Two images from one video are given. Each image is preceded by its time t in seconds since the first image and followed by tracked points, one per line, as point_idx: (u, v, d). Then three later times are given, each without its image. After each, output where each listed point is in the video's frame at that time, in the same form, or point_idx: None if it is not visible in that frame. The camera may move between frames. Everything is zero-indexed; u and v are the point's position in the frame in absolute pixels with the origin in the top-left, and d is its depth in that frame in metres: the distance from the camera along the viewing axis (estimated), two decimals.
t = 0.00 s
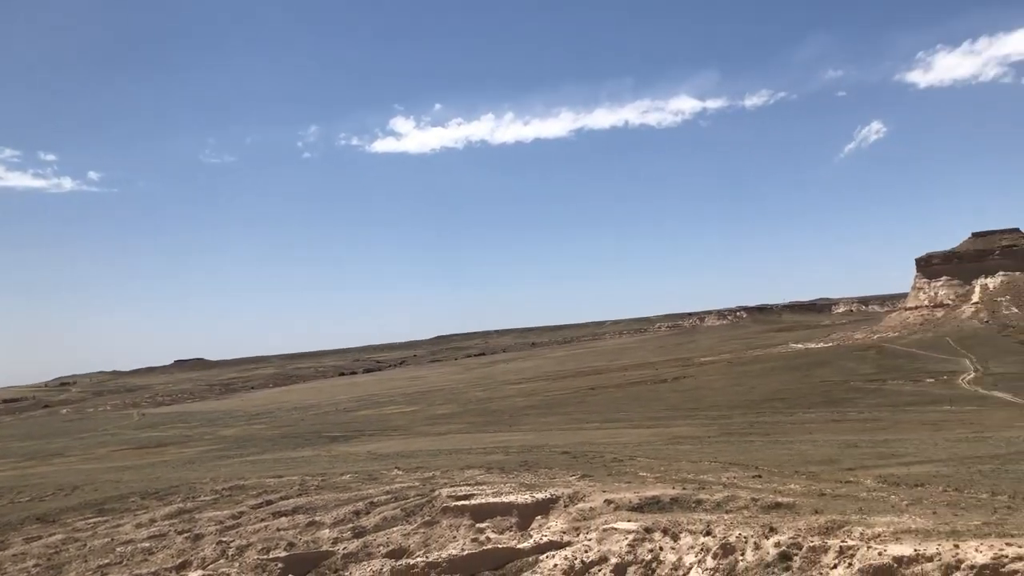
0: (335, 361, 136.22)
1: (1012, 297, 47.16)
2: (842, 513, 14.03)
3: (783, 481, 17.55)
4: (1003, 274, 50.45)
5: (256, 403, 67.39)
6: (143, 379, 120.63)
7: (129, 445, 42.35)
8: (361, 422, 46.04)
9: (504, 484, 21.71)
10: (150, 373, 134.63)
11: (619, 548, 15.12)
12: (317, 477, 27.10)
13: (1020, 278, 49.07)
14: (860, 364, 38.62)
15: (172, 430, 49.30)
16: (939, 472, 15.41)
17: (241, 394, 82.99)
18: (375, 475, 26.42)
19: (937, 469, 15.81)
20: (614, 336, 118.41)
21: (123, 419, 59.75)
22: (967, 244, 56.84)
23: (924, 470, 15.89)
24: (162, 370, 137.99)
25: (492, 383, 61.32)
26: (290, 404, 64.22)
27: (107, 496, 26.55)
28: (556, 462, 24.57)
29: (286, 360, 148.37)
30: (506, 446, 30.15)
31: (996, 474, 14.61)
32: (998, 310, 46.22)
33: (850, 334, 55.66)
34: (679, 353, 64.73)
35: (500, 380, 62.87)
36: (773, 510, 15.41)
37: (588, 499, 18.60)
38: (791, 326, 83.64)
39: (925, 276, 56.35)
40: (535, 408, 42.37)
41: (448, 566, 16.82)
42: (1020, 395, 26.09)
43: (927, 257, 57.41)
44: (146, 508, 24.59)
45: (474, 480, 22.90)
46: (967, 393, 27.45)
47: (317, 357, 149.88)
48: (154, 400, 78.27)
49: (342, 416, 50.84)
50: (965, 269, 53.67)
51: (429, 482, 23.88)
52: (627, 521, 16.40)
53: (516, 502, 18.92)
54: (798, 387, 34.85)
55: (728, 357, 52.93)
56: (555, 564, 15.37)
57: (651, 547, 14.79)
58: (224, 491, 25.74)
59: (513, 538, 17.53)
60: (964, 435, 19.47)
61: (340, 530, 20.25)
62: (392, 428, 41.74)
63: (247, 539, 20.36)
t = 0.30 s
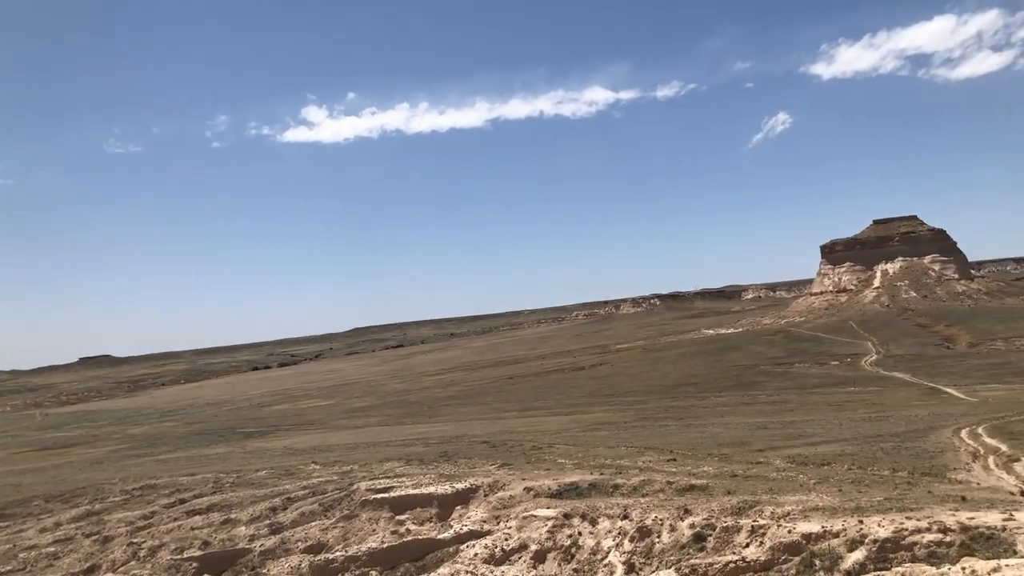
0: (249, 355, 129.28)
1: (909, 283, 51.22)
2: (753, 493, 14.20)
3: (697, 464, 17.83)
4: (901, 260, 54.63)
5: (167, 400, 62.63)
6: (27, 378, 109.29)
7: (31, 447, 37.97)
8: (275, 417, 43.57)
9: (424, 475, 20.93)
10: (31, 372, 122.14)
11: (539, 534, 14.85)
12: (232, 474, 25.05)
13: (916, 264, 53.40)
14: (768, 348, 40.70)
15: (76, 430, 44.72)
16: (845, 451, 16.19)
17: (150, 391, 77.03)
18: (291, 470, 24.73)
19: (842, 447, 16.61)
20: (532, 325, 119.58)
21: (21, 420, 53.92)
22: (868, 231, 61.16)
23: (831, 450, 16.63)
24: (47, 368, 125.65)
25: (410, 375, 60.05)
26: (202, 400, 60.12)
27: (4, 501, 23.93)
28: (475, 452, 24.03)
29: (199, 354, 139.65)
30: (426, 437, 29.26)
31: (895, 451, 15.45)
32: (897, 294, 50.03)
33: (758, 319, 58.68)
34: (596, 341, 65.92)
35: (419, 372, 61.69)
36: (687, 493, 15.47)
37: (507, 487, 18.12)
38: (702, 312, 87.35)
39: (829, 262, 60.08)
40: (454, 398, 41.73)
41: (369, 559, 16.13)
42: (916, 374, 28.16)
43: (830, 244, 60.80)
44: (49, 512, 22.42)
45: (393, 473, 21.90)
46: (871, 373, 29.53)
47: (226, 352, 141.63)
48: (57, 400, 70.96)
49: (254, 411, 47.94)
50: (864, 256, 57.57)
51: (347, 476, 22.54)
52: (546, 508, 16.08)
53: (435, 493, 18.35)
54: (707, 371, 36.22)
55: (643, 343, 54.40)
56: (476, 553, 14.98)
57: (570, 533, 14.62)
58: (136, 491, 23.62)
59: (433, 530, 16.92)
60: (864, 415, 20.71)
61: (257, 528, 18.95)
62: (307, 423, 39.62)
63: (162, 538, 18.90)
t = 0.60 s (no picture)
0: (192, 341, 124.54)
1: (850, 269, 53.29)
2: (697, 476, 14.39)
3: (644, 447, 18.02)
4: (843, 248, 56.83)
5: (108, 387, 59.78)
6: None
7: None
8: (220, 403, 42.00)
9: (371, 461, 20.44)
10: None
11: (487, 519, 14.69)
12: (177, 462, 24.01)
13: (858, 252, 55.40)
14: (713, 333, 41.86)
15: (11, 418, 42.20)
16: (786, 435, 16.63)
17: (88, 378, 73.32)
18: (237, 457, 23.81)
19: (784, 431, 17.07)
20: (484, 310, 119.43)
21: None
22: (813, 217, 63.38)
23: (774, 433, 17.06)
24: None
25: (359, 361, 58.99)
26: (145, 387, 57.60)
27: None
28: (424, 437, 23.68)
29: (140, 340, 133.83)
30: (374, 423, 28.67)
31: (834, 434, 15.95)
32: (838, 280, 52.07)
33: (704, 305, 60.20)
34: (546, 326, 66.30)
35: (368, 358, 60.69)
36: (633, 476, 15.56)
37: (456, 472, 17.81)
38: (649, 298, 89.05)
39: (772, 249, 62.63)
40: (403, 384, 41.22)
41: (316, 546, 15.59)
42: (855, 359, 29.31)
43: (774, 231, 63.22)
44: None
45: (341, 459, 21.28)
46: (812, 358, 30.71)
47: (167, 338, 136.01)
48: None
49: (198, 398, 46.13)
50: (806, 243, 60.11)
51: (294, 463, 21.78)
52: (494, 493, 15.91)
53: (384, 480, 17.88)
54: (653, 357, 36.93)
55: (590, 329, 55.03)
56: (424, 538, 14.63)
57: (518, 517, 14.52)
58: (77, 480, 22.78)
59: (381, 516, 16.46)
60: (804, 399, 21.42)
61: (201, 516, 18.28)
62: (253, 410, 38.30)
63: (104, 527, 18.38)
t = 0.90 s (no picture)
0: (149, 319, 120.72)
1: (810, 254, 54.60)
2: (658, 457, 14.57)
3: (606, 428, 18.15)
4: (804, 233, 58.17)
5: (61, 365, 57.55)
6: None
7: None
8: (180, 382, 40.80)
9: (334, 441, 20.10)
10: None
11: (450, 499, 14.60)
12: (136, 441, 23.28)
13: (820, 237, 56.75)
14: (676, 316, 42.53)
15: None
16: (746, 417, 16.97)
17: (38, 356, 70.41)
18: (198, 437, 23.18)
19: (745, 413, 17.42)
20: (449, 291, 118.85)
21: None
22: (776, 202, 64.64)
23: (735, 415, 17.39)
24: None
25: (322, 341, 58.10)
26: (102, 365, 55.63)
27: None
28: (388, 418, 23.45)
29: (94, 318, 129.09)
30: (337, 404, 28.27)
31: (793, 417, 16.34)
32: (799, 265, 53.32)
33: (668, 288, 61.01)
34: (513, 308, 66.32)
35: (331, 338, 59.82)
36: (596, 457, 15.64)
37: (419, 453, 17.64)
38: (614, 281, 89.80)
39: (736, 233, 63.82)
40: (368, 364, 40.74)
41: (278, 525, 15.20)
42: (815, 343, 30.09)
43: (737, 215, 64.35)
44: None
45: (303, 439, 20.90)
46: (773, 342, 31.44)
47: (122, 316, 131.54)
48: None
49: (158, 377, 44.74)
50: (769, 228, 61.41)
51: (256, 442, 21.25)
52: (457, 473, 15.82)
53: (347, 459, 17.62)
54: (618, 339, 37.29)
55: (555, 311, 55.22)
56: (386, 518, 14.41)
57: (480, 497, 14.48)
58: (30, 459, 21.91)
59: (343, 496, 16.23)
60: (765, 382, 21.90)
61: (161, 495, 17.77)
62: (214, 389, 37.31)
63: (60, 507, 17.73)
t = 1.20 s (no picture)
0: (112, 298, 117.37)
1: (780, 240, 55.54)
2: (627, 440, 14.69)
3: (575, 411, 18.23)
4: (774, 218, 59.11)
5: (20, 344, 55.64)
6: None
7: None
8: (147, 362, 39.79)
9: (303, 422, 19.80)
10: None
11: (419, 481, 14.51)
12: (102, 420, 22.66)
13: (790, 223, 57.70)
14: (648, 300, 42.96)
15: None
16: (715, 400, 17.23)
17: None
18: (166, 416, 22.64)
19: (712, 396, 17.68)
20: (421, 273, 117.98)
21: None
22: (747, 188, 65.49)
23: (702, 398, 17.64)
24: None
25: (292, 321, 57.20)
26: (64, 344, 53.97)
27: None
28: (358, 399, 23.22)
29: (54, 296, 124.99)
30: (307, 384, 27.88)
31: (760, 400, 16.63)
32: (769, 251, 54.22)
33: (639, 272, 61.58)
34: (485, 290, 66.21)
35: (300, 318, 58.94)
36: (565, 439, 15.68)
37: (388, 435, 17.46)
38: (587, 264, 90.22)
39: (707, 219, 64.57)
40: (338, 345, 40.26)
41: (245, 506, 14.92)
42: (783, 327, 30.72)
43: (709, 200, 65.07)
44: None
45: (272, 420, 20.54)
46: (742, 326, 31.95)
47: (83, 294, 127.60)
48: None
49: (125, 356, 43.57)
50: (739, 213, 62.26)
51: (224, 423, 20.79)
52: (426, 455, 15.73)
53: (315, 441, 17.38)
54: (589, 322, 37.53)
55: (527, 294, 55.27)
56: (355, 500, 14.24)
57: (450, 479, 14.42)
58: None
59: (313, 477, 16.00)
60: (733, 366, 22.26)
61: (127, 475, 17.33)
62: (182, 368, 36.48)
63: (23, 488, 17.20)
